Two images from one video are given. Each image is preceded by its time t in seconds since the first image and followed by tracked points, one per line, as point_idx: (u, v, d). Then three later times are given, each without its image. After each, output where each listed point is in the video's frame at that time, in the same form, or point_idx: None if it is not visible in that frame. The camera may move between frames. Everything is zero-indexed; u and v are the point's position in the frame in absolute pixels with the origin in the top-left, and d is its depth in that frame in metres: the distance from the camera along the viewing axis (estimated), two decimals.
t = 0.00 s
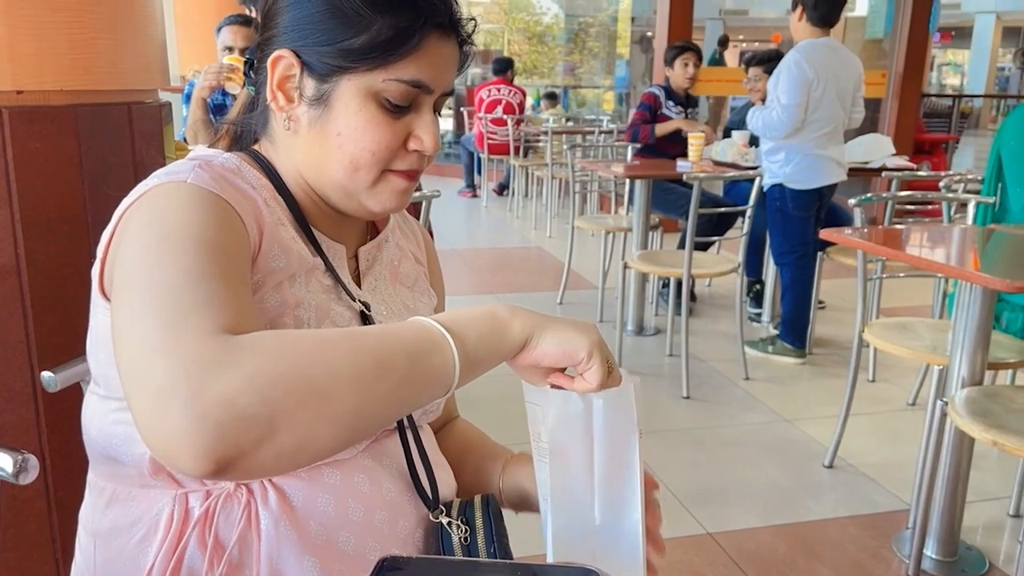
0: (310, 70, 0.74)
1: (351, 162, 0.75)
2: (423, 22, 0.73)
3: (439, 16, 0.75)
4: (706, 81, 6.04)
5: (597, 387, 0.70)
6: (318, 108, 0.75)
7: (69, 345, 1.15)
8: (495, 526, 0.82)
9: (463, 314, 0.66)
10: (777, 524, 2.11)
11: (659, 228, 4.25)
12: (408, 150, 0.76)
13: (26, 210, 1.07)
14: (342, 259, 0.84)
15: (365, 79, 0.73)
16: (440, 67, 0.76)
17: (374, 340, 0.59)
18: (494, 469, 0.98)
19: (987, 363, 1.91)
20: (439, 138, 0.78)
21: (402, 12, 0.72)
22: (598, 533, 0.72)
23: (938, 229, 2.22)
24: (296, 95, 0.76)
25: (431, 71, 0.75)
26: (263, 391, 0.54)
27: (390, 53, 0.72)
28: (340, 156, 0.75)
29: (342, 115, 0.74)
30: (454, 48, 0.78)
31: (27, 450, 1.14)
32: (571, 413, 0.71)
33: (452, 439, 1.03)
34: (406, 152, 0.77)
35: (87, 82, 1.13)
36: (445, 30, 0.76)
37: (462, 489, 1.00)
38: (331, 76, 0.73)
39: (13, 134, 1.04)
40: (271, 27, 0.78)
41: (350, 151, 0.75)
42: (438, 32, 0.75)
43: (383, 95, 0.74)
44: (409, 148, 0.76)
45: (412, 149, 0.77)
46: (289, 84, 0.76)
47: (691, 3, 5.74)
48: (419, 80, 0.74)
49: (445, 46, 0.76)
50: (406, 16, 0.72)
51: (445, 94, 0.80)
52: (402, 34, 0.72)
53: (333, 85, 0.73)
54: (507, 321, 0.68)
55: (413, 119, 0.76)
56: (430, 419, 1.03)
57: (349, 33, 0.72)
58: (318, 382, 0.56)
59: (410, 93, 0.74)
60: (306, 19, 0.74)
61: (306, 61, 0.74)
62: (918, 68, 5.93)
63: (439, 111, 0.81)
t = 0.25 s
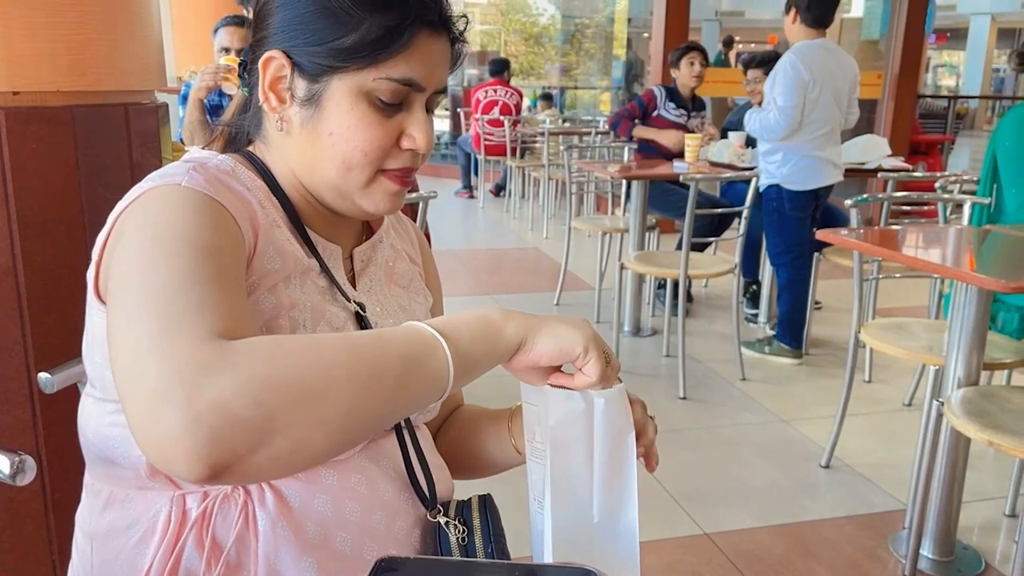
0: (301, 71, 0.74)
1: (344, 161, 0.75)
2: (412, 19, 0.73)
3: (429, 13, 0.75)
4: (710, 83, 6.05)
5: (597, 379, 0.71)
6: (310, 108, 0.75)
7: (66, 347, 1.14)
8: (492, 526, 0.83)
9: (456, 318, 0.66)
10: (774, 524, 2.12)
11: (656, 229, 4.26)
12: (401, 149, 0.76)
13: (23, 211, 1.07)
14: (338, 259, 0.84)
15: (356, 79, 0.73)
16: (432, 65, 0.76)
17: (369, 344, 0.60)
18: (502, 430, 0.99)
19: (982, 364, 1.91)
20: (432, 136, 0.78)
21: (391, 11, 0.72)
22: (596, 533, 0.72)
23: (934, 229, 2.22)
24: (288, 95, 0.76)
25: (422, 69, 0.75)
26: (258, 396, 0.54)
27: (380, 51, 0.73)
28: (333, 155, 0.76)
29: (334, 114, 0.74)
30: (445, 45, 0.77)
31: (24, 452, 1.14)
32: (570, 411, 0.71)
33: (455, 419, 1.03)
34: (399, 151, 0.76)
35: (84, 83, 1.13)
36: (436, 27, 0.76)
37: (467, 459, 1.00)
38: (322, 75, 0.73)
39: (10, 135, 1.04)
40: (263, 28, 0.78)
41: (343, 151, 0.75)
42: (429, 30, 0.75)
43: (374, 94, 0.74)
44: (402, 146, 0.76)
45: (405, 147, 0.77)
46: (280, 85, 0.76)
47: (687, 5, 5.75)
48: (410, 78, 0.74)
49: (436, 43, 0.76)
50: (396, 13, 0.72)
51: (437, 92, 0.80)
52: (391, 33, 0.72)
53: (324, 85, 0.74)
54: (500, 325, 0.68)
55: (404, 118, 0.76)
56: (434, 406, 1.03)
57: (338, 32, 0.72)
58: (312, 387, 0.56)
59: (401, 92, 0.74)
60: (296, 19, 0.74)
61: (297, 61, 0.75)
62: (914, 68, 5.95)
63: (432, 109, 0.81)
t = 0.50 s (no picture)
0: (298, 72, 0.75)
1: (341, 162, 0.75)
2: (405, 19, 0.73)
3: (425, 14, 0.74)
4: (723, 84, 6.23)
5: (604, 382, 0.71)
6: (306, 109, 0.75)
7: (67, 348, 1.14)
8: (494, 528, 0.83)
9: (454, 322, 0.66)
10: (775, 526, 2.11)
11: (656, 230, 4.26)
12: (398, 149, 0.76)
13: (26, 213, 1.07)
14: (338, 261, 0.84)
15: (351, 79, 0.73)
16: (429, 66, 0.76)
17: (367, 351, 0.59)
18: (500, 436, 0.98)
19: (984, 365, 1.91)
20: (430, 137, 0.77)
21: (385, 11, 0.72)
22: (599, 537, 0.72)
23: (935, 230, 2.22)
24: (285, 97, 0.76)
25: (418, 69, 0.75)
26: (255, 405, 0.54)
27: (375, 51, 0.73)
28: (329, 156, 0.75)
29: (329, 115, 0.74)
30: (443, 46, 0.77)
31: (25, 454, 1.13)
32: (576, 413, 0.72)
33: (455, 421, 1.03)
34: (396, 152, 0.76)
35: (86, 85, 1.13)
36: (432, 27, 0.75)
37: (466, 461, 1.00)
38: (318, 77, 0.74)
39: (12, 136, 1.04)
40: (262, 31, 0.79)
41: (339, 152, 0.75)
42: (424, 31, 0.75)
43: (369, 94, 0.74)
44: (399, 147, 0.76)
45: (402, 148, 0.76)
46: (278, 87, 0.77)
47: (687, 6, 5.75)
48: (405, 79, 0.74)
49: (433, 44, 0.76)
50: (390, 13, 0.72)
51: (436, 92, 0.79)
52: (385, 32, 0.72)
53: (320, 86, 0.74)
54: (498, 330, 0.67)
55: (401, 118, 0.75)
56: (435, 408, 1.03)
57: (333, 34, 0.72)
58: (310, 396, 0.56)
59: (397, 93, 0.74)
60: (294, 21, 0.75)
61: (294, 63, 0.75)
62: (914, 69, 5.94)
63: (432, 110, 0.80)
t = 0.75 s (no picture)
0: (301, 73, 0.74)
1: (342, 163, 0.75)
2: (410, 24, 0.73)
3: (429, 19, 0.75)
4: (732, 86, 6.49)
5: (616, 381, 0.70)
6: (308, 110, 0.75)
7: (65, 348, 1.14)
8: (492, 531, 0.83)
9: (448, 329, 0.65)
10: (774, 527, 2.11)
11: (655, 231, 4.26)
12: (400, 153, 0.76)
13: (24, 213, 1.07)
14: (337, 262, 0.84)
15: (354, 82, 0.73)
16: (432, 70, 0.76)
17: (354, 366, 0.59)
18: (498, 443, 0.98)
19: (983, 366, 1.91)
20: (432, 142, 0.77)
21: (390, 15, 0.72)
22: (601, 536, 0.72)
23: (934, 232, 2.22)
24: (288, 97, 0.76)
25: (421, 74, 0.75)
26: (237, 426, 0.54)
27: (380, 55, 0.72)
28: (331, 158, 0.75)
29: (332, 117, 0.74)
30: (446, 51, 0.77)
31: (22, 453, 1.13)
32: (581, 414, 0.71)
33: (452, 426, 1.02)
34: (398, 156, 0.76)
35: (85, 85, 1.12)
36: (436, 32, 0.75)
37: (464, 466, 0.99)
38: (322, 78, 0.73)
39: (11, 136, 1.04)
40: (266, 30, 0.79)
41: (341, 154, 0.75)
42: (428, 36, 0.75)
43: (372, 98, 0.74)
44: (401, 151, 0.76)
45: (404, 152, 0.76)
46: (280, 87, 0.76)
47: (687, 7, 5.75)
48: (409, 84, 0.74)
49: (437, 48, 0.76)
50: (395, 18, 0.72)
51: (438, 97, 0.79)
52: (391, 37, 0.72)
53: (323, 87, 0.74)
54: (490, 336, 0.67)
55: (404, 122, 0.75)
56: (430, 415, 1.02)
57: (337, 36, 0.72)
58: (293, 417, 0.56)
59: (400, 96, 0.74)
60: (298, 22, 0.75)
61: (297, 64, 0.75)
62: (913, 70, 5.94)
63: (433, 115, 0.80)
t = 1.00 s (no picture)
0: (307, 69, 0.74)
1: (348, 160, 0.75)
2: (419, 23, 0.73)
3: (436, 16, 0.74)
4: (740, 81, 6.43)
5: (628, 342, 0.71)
6: (314, 107, 0.74)
7: (62, 343, 1.14)
8: (491, 526, 0.83)
9: (445, 321, 0.65)
10: (774, 523, 2.11)
11: (655, 227, 4.25)
12: (405, 150, 0.76)
13: (22, 209, 1.06)
14: (336, 257, 0.83)
15: (362, 80, 0.72)
16: (437, 68, 0.76)
17: (348, 362, 0.59)
18: (497, 440, 0.98)
19: (983, 362, 1.91)
20: (436, 139, 0.77)
21: (397, 13, 0.72)
22: (602, 530, 0.72)
23: (935, 228, 2.21)
24: (292, 93, 0.75)
25: (427, 72, 0.75)
26: (233, 426, 0.54)
27: (388, 52, 0.72)
28: (336, 154, 0.75)
29: (338, 114, 0.73)
30: (451, 48, 0.77)
31: (20, 449, 1.13)
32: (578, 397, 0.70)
33: (451, 423, 1.02)
34: (403, 152, 0.76)
35: (82, 79, 1.12)
36: (441, 29, 0.75)
37: (463, 462, 0.99)
38: (328, 75, 0.73)
39: (8, 131, 1.03)
40: (267, 24, 0.78)
41: (347, 150, 0.74)
42: (434, 34, 0.74)
43: (378, 95, 0.73)
44: (406, 148, 0.76)
45: (409, 149, 0.76)
46: (285, 82, 0.76)
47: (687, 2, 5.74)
48: (415, 82, 0.74)
49: (442, 46, 0.76)
50: (404, 16, 0.72)
51: (442, 94, 0.79)
52: (399, 36, 0.72)
53: (329, 85, 0.73)
54: (486, 330, 0.67)
55: (410, 120, 0.75)
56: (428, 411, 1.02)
57: (345, 32, 0.72)
58: (288, 416, 0.55)
59: (406, 94, 0.74)
60: (303, 18, 0.74)
61: (302, 60, 0.74)
62: (914, 66, 5.93)
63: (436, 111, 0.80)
